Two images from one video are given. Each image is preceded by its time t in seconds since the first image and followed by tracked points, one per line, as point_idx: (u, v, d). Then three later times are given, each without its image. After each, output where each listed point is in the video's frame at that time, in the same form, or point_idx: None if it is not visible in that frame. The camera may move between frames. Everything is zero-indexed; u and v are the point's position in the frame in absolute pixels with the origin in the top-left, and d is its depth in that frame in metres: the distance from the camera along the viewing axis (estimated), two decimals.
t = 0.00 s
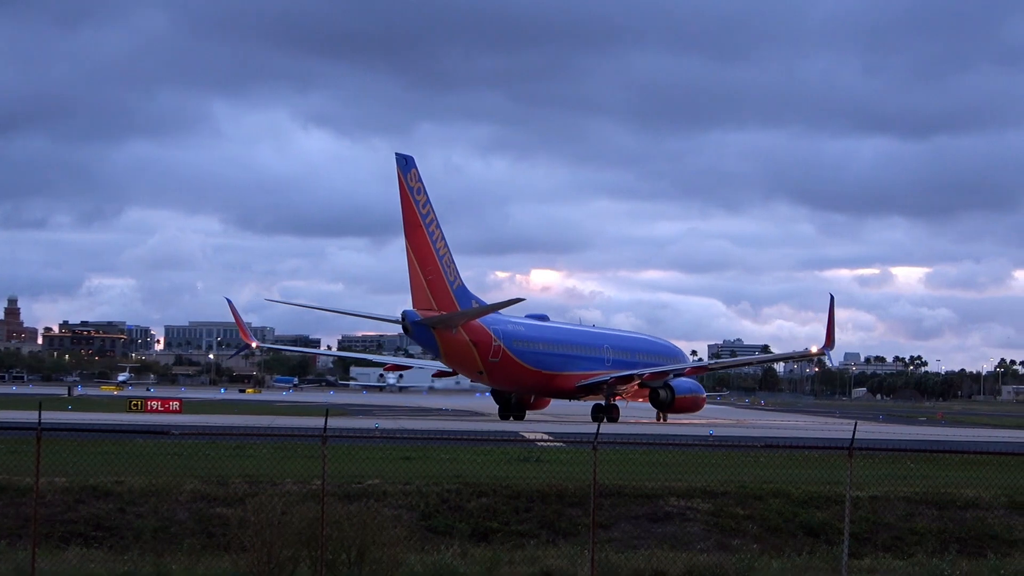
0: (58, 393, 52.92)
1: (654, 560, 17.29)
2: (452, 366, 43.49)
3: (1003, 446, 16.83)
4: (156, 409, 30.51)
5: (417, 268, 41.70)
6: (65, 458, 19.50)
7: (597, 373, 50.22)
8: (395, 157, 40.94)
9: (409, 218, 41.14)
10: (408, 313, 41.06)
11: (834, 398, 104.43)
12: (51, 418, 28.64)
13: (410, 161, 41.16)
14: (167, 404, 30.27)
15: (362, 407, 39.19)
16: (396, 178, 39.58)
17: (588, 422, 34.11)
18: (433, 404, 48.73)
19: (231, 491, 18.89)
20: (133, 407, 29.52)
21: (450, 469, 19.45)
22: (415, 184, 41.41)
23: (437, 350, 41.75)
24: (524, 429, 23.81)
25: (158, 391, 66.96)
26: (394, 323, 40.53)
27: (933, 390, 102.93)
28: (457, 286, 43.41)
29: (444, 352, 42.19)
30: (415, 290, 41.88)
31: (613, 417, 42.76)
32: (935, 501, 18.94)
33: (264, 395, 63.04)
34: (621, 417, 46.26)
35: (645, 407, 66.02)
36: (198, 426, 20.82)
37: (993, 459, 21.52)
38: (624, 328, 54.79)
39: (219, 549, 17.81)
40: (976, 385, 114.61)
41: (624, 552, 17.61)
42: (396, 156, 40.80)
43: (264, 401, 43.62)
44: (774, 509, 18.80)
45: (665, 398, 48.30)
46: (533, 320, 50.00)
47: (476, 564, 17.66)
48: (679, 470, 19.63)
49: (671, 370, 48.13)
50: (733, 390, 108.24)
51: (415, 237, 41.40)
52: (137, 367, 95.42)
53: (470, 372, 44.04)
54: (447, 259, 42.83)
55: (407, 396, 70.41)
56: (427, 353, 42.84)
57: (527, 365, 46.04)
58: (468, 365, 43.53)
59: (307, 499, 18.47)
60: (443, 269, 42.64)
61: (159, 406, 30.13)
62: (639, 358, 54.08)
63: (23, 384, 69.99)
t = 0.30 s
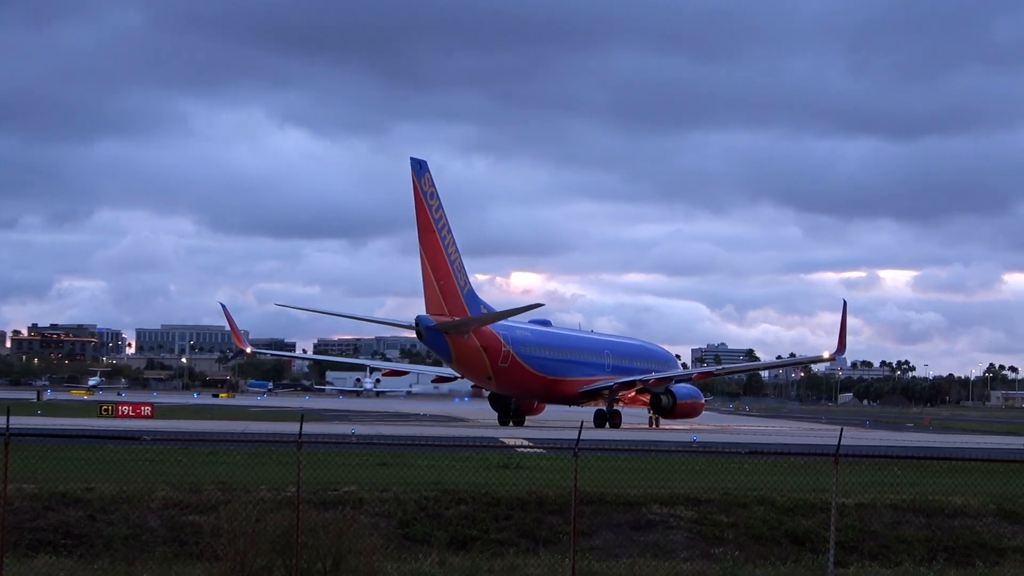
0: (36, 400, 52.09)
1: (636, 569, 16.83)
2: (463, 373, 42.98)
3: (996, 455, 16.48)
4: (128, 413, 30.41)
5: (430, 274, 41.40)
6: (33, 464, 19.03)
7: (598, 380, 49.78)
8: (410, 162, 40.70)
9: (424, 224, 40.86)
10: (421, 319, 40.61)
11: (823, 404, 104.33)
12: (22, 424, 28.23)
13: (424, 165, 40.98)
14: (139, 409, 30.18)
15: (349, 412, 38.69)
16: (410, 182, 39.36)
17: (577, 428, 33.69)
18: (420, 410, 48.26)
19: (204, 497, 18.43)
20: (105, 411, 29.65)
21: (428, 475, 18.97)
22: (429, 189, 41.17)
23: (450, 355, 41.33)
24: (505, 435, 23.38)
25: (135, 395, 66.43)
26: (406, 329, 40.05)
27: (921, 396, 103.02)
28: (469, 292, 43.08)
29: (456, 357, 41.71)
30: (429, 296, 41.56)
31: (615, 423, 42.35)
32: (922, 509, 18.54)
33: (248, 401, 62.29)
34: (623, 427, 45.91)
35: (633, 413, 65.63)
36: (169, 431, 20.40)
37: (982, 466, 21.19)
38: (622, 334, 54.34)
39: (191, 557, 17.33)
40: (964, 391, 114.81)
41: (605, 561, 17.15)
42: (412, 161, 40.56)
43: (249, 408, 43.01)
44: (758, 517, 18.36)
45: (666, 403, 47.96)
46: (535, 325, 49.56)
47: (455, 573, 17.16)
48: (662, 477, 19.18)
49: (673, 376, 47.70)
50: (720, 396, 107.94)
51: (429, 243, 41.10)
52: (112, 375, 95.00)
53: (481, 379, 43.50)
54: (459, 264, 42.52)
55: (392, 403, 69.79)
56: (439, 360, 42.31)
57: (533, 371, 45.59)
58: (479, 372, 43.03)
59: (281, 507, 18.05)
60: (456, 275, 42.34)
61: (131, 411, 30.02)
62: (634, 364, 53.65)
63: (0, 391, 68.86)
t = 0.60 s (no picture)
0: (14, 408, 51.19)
1: None
2: (474, 384, 42.37)
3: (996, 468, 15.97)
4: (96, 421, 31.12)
5: (443, 282, 41.06)
6: None
7: (601, 388, 49.27)
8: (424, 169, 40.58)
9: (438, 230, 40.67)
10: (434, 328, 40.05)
11: (815, 411, 103.82)
12: None
13: (436, 173, 40.88)
14: (108, 417, 30.87)
15: (336, 422, 38.05)
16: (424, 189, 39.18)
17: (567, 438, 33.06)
18: (408, 416, 47.66)
19: (176, 509, 17.82)
20: (71, 420, 30.27)
21: (408, 486, 18.37)
22: (442, 197, 41.11)
23: (464, 366, 40.78)
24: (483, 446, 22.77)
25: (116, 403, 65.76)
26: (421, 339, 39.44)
27: (915, 404, 102.54)
28: (480, 301, 42.75)
29: (469, 368, 41.14)
30: (442, 305, 41.15)
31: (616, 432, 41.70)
32: (915, 521, 17.98)
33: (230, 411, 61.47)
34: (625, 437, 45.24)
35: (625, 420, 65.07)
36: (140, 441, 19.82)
37: (977, 478, 20.68)
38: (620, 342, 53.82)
39: (163, 570, 16.68)
40: (958, 399, 114.44)
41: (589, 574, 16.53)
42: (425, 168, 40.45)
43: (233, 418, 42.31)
44: (747, 529, 17.77)
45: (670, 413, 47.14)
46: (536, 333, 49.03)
47: None
48: (648, 488, 18.58)
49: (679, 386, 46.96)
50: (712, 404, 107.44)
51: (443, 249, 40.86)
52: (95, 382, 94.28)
53: (492, 390, 42.89)
54: (469, 272, 42.29)
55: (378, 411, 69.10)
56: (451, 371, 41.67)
57: (541, 380, 45.07)
58: (491, 382, 42.45)
59: (256, 519, 17.47)
60: (467, 283, 42.08)
61: (99, 419, 30.66)
62: (632, 371, 53.07)
63: None
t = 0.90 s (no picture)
0: None
1: None
2: (484, 392, 41.88)
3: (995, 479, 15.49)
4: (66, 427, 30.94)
5: (456, 288, 40.89)
6: None
7: (603, 396, 48.75)
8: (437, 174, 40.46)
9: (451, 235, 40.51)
10: (447, 335, 39.68)
11: (808, 418, 103.29)
12: None
13: (450, 178, 40.87)
14: (77, 424, 30.82)
15: (324, 429, 37.47)
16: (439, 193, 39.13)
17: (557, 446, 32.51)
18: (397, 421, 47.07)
19: (147, 519, 17.23)
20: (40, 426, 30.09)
21: (387, 495, 17.78)
22: (454, 202, 41.01)
23: (475, 373, 40.40)
24: (467, 455, 22.29)
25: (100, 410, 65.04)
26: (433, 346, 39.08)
27: (910, 411, 102.08)
28: (491, 308, 42.58)
29: (480, 375, 40.73)
30: (455, 312, 40.93)
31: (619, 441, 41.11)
32: (909, 532, 17.43)
33: (217, 417, 60.68)
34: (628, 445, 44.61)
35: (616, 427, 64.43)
36: (112, 450, 19.27)
37: (971, 487, 20.18)
38: (620, 349, 53.26)
39: None
40: (953, 407, 113.87)
41: None
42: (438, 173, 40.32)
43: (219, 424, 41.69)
44: (735, 540, 17.17)
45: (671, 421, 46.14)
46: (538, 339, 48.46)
47: None
48: (633, 497, 18.00)
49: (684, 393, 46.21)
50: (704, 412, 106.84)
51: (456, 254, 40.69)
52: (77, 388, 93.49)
53: (500, 398, 42.45)
54: (480, 278, 42.14)
55: (367, 417, 68.45)
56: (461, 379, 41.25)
57: (548, 387, 44.62)
58: (500, 390, 42.03)
59: (230, 529, 16.93)
60: (479, 290, 41.95)
61: (67, 426, 30.53)
62: (631, 378, 52.52)
63: None
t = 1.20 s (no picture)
0: None
1: None
2: (490, 397, 41.32)
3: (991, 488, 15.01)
4: (32, 433, 30.71)
5: (466, 292, 40.70)
6: None
7: (603, 401, 48.21)
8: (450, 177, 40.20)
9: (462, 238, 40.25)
10: (458, 339, 39.19)
11: (798, 422, 102.95)
12: None
13: (461, 181, 40.75)
14: (44, 429, 30.59)
15: (308, 433, 36.86)
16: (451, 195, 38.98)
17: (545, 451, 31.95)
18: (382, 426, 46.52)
19: (115, 526, 16.62)
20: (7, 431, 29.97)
21: (362, 502, 17.24)
22: (465, 205, 40.79)
23: (484, 378, 39.90)
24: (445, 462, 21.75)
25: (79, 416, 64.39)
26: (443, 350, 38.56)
27: (900, 417, 101.78)
28: (499, 313, 42.44)
29: (487, 380, 40.20)
30: (464, 316, 40.75)
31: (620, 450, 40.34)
32: (899, 540, 16.89)
33: (200, 420, 59.94)
34: (628, 452, 43.87)
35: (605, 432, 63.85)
36: (79, 457, 18.70)
37: (962, 494, 19.71)
38: (615, 354, 52.79)
39: None
40: (944, 413, 113.56)
41: None
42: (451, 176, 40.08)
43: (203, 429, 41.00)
44: (721, 548, 16.61)
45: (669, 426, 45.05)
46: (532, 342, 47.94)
47: None
48: (616, 505, 17.46)
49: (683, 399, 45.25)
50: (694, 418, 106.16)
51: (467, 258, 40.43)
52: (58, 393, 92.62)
53: (506, 403, 41.92)
54: (487, 283, 41.96)
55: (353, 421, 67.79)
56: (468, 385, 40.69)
57: (551, 392, 44.15)
58: (507, 395, 41.52)
59: (201, 536, 16.38)
60: (488, 294, 41.82)
61: (34, 430, 30.41)
62: (627, 382, 52.00)
63: None
